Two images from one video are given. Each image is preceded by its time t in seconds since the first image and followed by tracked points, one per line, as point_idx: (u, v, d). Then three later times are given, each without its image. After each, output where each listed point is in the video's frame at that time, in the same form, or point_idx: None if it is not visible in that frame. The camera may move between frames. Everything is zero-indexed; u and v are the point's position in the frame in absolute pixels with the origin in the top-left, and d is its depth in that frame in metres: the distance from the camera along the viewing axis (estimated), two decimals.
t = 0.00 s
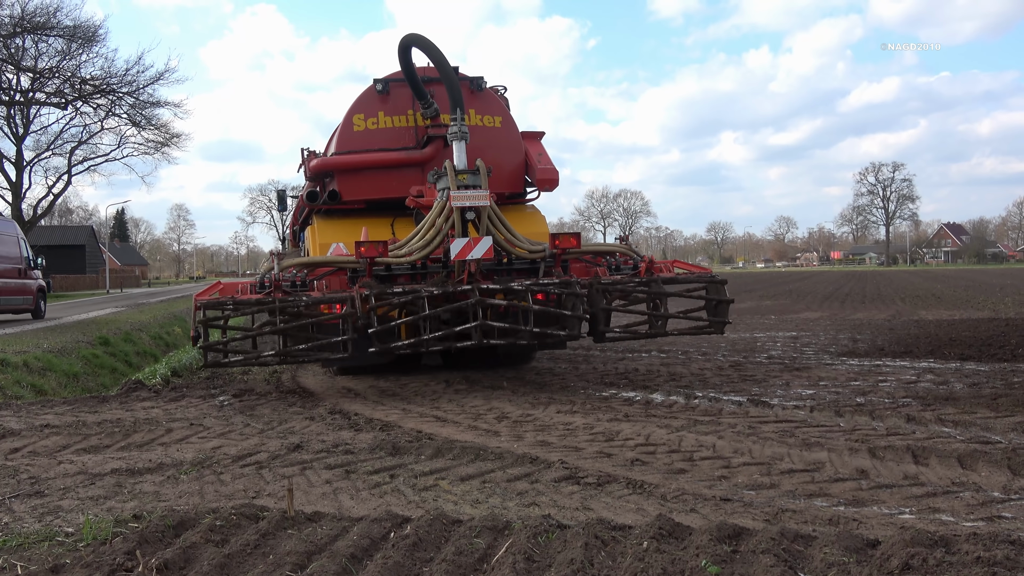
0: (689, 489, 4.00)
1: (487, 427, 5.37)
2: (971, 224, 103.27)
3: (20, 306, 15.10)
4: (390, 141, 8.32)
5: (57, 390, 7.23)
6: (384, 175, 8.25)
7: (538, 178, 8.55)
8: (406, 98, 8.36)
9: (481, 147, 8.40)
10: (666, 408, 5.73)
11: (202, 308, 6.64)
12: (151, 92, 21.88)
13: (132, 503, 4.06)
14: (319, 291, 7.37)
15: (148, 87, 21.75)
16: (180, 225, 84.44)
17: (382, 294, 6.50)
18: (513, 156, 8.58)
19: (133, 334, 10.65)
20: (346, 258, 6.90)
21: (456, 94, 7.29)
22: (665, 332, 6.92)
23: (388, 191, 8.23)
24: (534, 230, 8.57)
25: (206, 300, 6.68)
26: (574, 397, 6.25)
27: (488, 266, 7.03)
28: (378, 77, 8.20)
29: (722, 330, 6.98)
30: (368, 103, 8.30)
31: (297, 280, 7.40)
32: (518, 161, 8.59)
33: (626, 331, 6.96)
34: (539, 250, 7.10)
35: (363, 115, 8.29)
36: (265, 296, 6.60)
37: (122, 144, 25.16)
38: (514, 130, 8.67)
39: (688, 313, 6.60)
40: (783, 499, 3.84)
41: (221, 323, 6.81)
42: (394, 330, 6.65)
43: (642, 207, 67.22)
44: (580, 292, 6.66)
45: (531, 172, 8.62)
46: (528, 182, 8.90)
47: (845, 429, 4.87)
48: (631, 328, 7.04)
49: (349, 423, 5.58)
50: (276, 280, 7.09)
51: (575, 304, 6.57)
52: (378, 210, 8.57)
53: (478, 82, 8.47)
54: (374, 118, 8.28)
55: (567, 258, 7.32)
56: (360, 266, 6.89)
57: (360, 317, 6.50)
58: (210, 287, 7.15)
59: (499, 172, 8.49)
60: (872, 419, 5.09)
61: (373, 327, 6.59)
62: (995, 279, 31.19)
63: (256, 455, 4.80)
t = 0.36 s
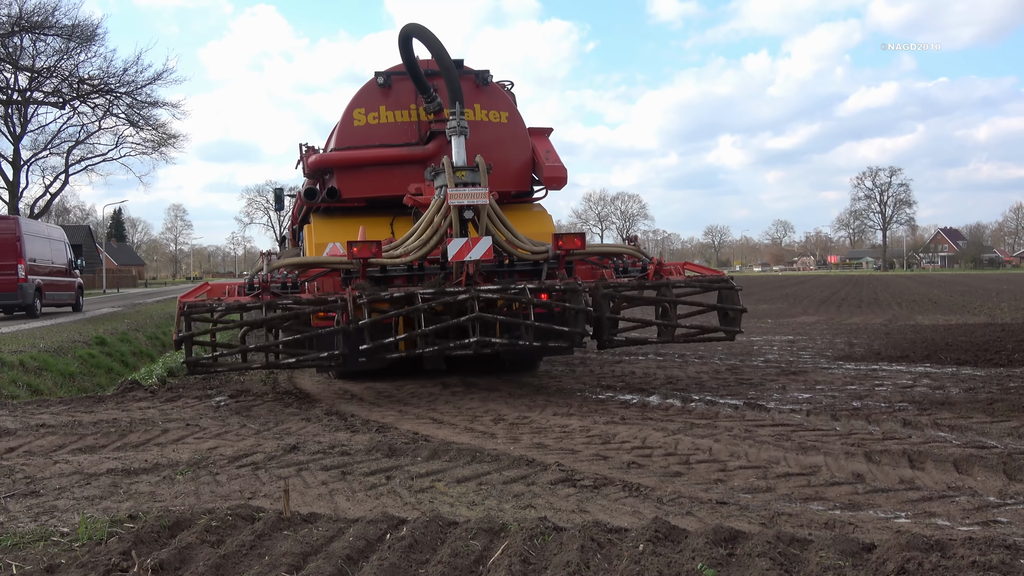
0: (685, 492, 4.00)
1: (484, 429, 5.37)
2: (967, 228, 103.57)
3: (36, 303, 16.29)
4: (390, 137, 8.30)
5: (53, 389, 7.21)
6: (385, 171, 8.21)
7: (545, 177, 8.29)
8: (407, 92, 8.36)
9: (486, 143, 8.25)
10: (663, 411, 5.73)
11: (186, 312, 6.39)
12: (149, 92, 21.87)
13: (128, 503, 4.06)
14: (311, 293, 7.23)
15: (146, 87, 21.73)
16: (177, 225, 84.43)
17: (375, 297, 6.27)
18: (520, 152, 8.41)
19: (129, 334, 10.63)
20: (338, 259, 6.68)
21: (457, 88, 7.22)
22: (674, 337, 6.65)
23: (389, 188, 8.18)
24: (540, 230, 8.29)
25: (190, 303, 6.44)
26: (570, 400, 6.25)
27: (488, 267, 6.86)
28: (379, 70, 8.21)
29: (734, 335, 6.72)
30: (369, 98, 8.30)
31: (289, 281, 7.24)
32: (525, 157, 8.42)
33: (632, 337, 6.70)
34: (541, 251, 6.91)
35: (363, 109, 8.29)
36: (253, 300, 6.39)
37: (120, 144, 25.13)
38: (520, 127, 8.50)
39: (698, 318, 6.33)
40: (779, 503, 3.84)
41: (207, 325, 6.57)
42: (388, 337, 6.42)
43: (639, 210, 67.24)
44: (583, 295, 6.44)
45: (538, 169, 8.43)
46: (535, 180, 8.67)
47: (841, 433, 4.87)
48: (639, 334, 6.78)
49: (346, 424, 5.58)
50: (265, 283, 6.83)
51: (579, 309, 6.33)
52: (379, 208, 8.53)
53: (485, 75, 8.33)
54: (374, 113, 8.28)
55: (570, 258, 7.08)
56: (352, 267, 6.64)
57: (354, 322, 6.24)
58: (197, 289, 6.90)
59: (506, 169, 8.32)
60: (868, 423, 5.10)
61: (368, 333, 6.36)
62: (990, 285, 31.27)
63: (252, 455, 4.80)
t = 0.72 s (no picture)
0: (681, 496, 4.00)
1: (479, 431, 5.37)
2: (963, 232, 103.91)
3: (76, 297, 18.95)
4: (392, 133, 8.12)
5: (48, 390, 7.19)
6: (384, 168, 8.01)
7: (553, 175, 7.93)
8: (410, 87, 8.16)
9: (490, 140, 7.92)
10: (658, 414, 5.73)
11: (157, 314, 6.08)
12: (146, 94, 21.84)
13: (122, 504, 4.06)
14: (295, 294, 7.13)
15: (143, 88, 21.70)
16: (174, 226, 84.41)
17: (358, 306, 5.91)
18: (526, 151, 8.08)
19: (125, 335, 10.60)
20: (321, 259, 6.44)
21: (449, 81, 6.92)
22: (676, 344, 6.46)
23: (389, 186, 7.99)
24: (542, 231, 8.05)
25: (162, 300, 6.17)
26: (566, 403, 6.25)
27: (481, 268, 6.61)
28: (381, 64, 8.01)
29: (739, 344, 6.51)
30: (370, 93, 8.13)
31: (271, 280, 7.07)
32: (531, 156, 8.09)
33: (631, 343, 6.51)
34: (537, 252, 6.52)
35: (365, 104, 8.14)
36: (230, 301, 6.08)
37: (116, 144, 25.09)
38: (528, 124, 8.16)
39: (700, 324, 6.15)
40: (773, 507, 3.84)
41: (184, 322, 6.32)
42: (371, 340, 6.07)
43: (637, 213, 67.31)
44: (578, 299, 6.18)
45: (545, 168, 8.07)
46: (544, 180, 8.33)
47: (836, 438, 4.87)
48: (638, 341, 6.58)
49: (341, 426, 5.57)
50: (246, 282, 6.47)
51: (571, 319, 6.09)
52: (380, 207, 8.37)
53: (490, 70, 7.96)
54: (376, 108, 8.11)
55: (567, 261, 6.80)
56: (338, 267, 6.46)
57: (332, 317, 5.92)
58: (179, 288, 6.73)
59: (511, 168, 7.99)
60: (864, 428, 5.10)
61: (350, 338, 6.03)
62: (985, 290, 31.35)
63: (248, 457, 4.79)
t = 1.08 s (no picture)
0: (675, 497, 4.04)
1: (476, 432, 5.40)
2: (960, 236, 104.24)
3: (105, 295, 22.92)
4: (396, 131, 7.92)
5: (49, 389, 7.22)
6: (388, 166, 7.79)
7: (562, 175, 7.90)
8: (414, 83, 7.98)
9: (498, 138, 7.86)
10: (653, 416, 5.76)
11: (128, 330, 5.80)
12: (147, 96, 21.91)
13: (121, 503, 4.10)
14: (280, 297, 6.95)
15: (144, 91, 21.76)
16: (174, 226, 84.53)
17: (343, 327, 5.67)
18: (535, 150, 8.02)
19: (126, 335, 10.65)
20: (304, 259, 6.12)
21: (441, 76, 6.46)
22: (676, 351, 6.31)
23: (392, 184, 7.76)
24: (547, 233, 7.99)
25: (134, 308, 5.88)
26: (561, 405, 6.28)
27: (475, 272, 6.36)
28: (386, 59, 7.83)
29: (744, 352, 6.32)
30: (374, 89, 7.95)
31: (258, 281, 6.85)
32: (540, 155, 8.03)
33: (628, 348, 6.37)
34: (532, 256, 6.20)
35: (369, 100, 7.94)
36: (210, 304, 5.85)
37: (118, 146, 25.20)
38: (536, 123, 8.10)
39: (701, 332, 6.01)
40: (766, 508, 3.88)
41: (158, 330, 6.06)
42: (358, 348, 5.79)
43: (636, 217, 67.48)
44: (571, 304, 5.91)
45: (554, 168, 8.02)
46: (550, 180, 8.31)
47: (828, 440, 4.91)
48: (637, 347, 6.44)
49: (339, 427, 5.60)
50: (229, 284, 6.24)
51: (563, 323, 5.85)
52: (382, 207, 8.18)
53: (499, 67, 7.90)
54: (380, 104, 7.92)
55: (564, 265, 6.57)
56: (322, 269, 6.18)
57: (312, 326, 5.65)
58: (160, 287, 6.53)
59: (519, 168, 7.93)
60: (856, 431, 5.14)
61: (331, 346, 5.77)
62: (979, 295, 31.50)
63: (246, 457, 4.82)
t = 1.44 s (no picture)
0: (664, 491, 4.20)
1: (474, 429, 5.58)
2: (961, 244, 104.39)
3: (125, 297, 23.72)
4: (399, 133, 8.09)
5: (65, 386, 7.42)
6: (393, 168, 7.87)
7: (566, 179, 8.14)
8: (417, 86, 8.15)
9: (502, 139, 8.03)
10: (644, 414, 5.93)
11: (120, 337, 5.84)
12: (161, 105, 22.21)
13: (134, 495, 4.28)
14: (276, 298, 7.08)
15: (158, 100, 22.08)
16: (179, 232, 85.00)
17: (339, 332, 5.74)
18: (539, 152, 8.19)
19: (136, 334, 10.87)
20: (301, 261, 6.19)
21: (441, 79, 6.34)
22: (675, 355, 6.31)
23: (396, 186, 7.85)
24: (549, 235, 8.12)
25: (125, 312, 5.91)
26: (556, 403, 6.46)
27: (472, 272, 6.52)
28: (391, 61, 8.03)
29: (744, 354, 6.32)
30: (380, 91, 8.15)
31: (255, 281, 6.94)
32: (543, 158, 8.20)
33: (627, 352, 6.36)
34: (530, 259, 6.32)
35: (373, 102, 8.14)
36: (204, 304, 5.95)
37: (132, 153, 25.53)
38: (539, 125, 8.29)
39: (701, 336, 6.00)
40: (752, 502, 4.05)
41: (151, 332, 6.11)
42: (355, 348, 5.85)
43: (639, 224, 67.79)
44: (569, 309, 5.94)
45: (557, 171, 8.22)
46: (554, 183, 8.45)
47: (812, 437, 5.07)
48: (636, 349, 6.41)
49: (343, 423, 5.78)
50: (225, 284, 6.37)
51: (559, 330, 5.91)
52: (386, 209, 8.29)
53: (503, 70, 8.13)
54: (384, 107, 8.11)
55: (563, 267, 6.69)
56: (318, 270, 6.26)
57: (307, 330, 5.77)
58: (158, 285, 6.59)
59: (523, 170, 8.09)
60: (839, 428, 5.29)
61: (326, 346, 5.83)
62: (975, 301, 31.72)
63: (253, 452, 5.00)
